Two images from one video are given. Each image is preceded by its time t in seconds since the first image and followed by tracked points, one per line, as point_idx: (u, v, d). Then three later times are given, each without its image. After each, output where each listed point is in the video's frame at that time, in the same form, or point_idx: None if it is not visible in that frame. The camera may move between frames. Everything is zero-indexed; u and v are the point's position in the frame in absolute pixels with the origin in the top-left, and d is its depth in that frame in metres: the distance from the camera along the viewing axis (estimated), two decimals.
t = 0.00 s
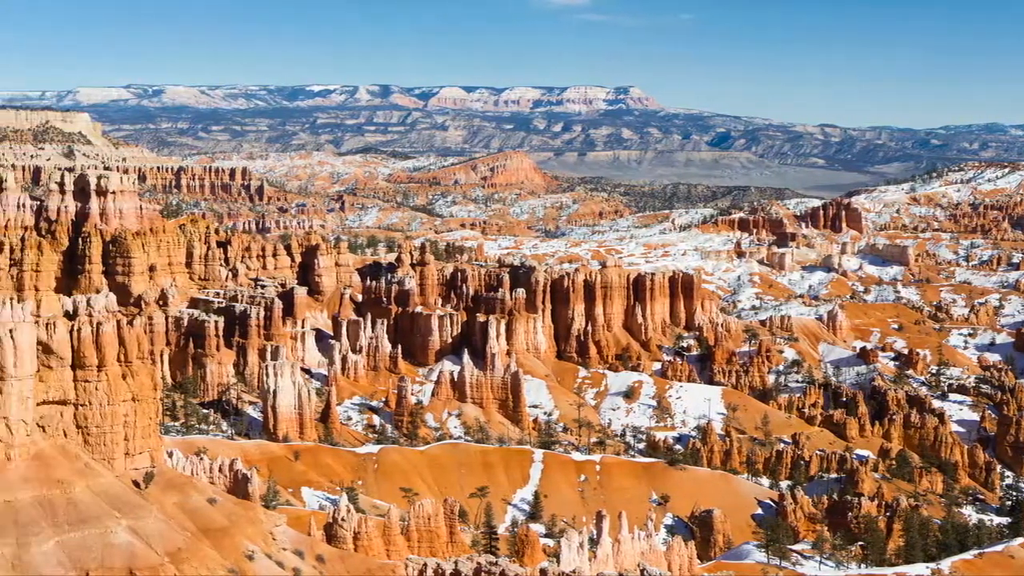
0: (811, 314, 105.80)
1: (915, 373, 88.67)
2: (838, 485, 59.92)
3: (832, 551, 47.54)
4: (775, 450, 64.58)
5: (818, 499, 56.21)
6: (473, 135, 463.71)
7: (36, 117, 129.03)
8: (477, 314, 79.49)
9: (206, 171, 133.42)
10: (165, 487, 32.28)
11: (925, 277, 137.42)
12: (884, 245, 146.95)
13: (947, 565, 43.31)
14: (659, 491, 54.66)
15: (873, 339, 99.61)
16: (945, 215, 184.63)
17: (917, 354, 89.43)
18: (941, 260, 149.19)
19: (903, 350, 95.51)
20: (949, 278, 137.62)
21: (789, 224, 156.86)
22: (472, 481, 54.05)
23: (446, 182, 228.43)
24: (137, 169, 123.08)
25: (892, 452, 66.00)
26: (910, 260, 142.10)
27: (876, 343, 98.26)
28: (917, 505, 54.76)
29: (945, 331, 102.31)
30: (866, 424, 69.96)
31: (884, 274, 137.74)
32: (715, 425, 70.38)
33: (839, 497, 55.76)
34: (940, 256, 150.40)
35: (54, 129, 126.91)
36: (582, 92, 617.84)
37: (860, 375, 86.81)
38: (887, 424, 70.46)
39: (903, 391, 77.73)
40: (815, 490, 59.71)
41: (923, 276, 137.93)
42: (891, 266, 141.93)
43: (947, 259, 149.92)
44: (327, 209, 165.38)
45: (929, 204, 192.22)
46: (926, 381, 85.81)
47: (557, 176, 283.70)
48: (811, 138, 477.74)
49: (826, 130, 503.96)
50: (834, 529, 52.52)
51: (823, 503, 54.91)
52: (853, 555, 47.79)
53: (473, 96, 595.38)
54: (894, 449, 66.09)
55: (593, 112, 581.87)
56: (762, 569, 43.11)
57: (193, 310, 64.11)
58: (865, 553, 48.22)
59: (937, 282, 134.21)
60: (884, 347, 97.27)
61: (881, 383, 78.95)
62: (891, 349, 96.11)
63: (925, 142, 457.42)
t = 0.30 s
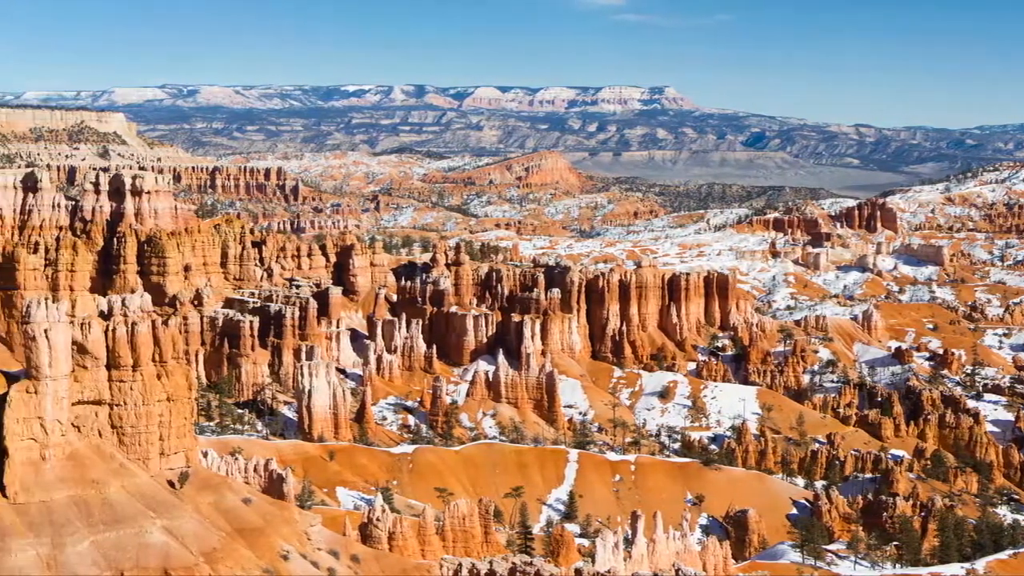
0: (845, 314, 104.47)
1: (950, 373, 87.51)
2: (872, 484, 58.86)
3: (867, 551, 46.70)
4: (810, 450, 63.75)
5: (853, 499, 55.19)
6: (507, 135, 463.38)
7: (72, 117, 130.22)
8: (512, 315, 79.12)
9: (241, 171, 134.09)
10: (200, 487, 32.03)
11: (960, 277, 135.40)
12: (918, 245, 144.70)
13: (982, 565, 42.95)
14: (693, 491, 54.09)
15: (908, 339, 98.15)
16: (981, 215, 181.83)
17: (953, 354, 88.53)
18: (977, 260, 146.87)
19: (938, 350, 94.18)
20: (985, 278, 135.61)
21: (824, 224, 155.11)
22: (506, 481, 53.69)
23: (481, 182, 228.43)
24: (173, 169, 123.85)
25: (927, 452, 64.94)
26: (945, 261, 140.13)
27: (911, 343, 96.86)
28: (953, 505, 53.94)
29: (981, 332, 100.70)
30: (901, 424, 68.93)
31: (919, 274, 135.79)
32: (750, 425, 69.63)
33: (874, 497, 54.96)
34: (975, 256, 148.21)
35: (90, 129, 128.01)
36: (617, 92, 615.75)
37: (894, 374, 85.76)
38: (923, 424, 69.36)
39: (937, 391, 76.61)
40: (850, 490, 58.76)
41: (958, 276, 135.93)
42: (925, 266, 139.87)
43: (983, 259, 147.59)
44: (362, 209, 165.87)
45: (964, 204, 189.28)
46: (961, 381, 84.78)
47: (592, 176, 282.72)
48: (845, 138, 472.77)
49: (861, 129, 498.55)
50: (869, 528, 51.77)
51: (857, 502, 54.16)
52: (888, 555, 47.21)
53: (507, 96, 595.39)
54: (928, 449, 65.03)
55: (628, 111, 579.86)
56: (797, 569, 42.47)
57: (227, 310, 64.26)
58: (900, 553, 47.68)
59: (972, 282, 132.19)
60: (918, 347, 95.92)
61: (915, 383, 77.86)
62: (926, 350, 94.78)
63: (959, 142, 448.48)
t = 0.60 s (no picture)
0: (880, 314, 103.07)
1: (986, 372, 86.06)
2: (907, 484, 58.07)
3: (902, 551, 46.07)
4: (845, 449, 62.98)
5: (888, 498, 54.38)
6: (541, 134, 462.66)
7: (107, 117, 131.34)
8: (547, 315, 78.72)
9: (276, 170, 134.65)
10: (235, 486, 31.87)
11: (995, 277, 133.29)
12: (953, 245, 142.72)
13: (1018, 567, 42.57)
14: (728, 491, 53.50)
15: (943, 339, 96.62)
16: (1019, 215, 178.89)
17: (988, 354, 86.92)
18: (1014, 260, 144.45)
19: (973, 350, 92.74)
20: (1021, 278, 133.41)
21: (858, 224, 153.30)
22: (541, 481, 53.30)
23: (516, 182, 228.15)
24: (207, 169, 124.58)
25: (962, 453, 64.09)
26: (981, 261, 137.93)
27: (946, 343, 95.37)
28: (990, 505, 53.12)
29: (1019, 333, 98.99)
30: (936, 424, 67.99)
31: (954, 274, 133.68)
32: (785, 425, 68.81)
33: (909, 496, 54.16)
34: (1012, 257, 145.82)
35: (125, 129, 129.13)
36: (652, 92, 613.12)
37: (929, 375, 84.98)
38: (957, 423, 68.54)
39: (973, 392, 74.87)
40: (884, 490, 57.93)
41: (993, 276, 133.83)
42: (960, 266, 137.79)
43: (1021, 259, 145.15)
44: (397, 209, 166.25)
45: (999, 204, 186.32)
46: (997, 381, 83.42)
47: (626, 176, 281.55)
48: (881, 138, 467.47)
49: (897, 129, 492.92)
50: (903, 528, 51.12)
51: (892, 502, 53.40)
52: (923, 555, 46.54)
53: (542, 96, 594.75)
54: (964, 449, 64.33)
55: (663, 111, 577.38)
56: (832, 569, 41.75)
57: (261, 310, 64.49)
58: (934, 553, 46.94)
59: (1008, 282, 130.09)
60: (953, 347, 94.47)
61: (950, 382, 76.69)
62: (961, 349, 93.33)
63: (996, 142, 441.48)
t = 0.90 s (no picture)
0: (915, 314, 101.67)
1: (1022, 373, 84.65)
2: (942, 484, 57.20)
3: (938, 551, 45.40)
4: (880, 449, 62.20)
5: (925, 498, 53.67)
6: (576, 134, 461.34)
7: (143, 117, 132.29)
8: (582, 315, 78.29)
9: (311, 170, 135.07)
10: (270, 486, 31.82)
11: None
12: (989, 245, 140.61)
13: None
14: (763, 491, 52.93)
15: (978, 339, 95.16)
16: None
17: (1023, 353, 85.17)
18: None
19: (1010, 351, 91.37)
20: None
21: (894, 224, 151.04)
22: (576, 481, 52.92)
23: (551, 182, 227.48)
24: (242, 169, 125.20)
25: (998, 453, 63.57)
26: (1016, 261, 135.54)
27: (982, 343, 93.95)
28: None
29: None
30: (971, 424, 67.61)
31: (989, 274, 131.55)
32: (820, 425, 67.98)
33: (944, 496, 53.36)
34: None
35: (159, 129, 130.02)
36: (687, 92, 609.33)
37: (964, 374, 83.74)
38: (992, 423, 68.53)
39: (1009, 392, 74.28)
40: (919, 489, 57.13)
41: None
42: (996, 266, 135.53)
43: None
44: (431, 209, 166.35)
45: None
46: None
47: (661, 176, 280.02)
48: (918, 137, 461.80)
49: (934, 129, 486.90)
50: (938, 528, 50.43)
51: (929, 502, 52.62)
52: (958, 555, 45.73)
53: (577, 96, 593.35)
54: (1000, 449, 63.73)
55: (698, 110, 573.96)
56: (867, 570, 41.20)
57: (297, 310, 64.69)
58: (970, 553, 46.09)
59: None
60: (989, 347, 93.02)
61: (986, 383, 75.83)
62: (997, 350, 91.95)
63: None
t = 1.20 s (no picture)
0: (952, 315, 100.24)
1: None
2: (977, 484, 56.30)
3: (973, 551, 44.60)
4: (915, 449, 61.34)
5: (961, 498, 52.87)
6: (610, 134, 459.93)
7: (179, 117, 133.22)
8: (616, 315, 77.79)
9: (345, 170, 135.50)
10: (305, 486, 31.78)
11: None
12: None
13: None
14: (798, 491, 52.23)
15: (1015, 339, 93.63)
16: None
17: None
18: None
19: None
20: None
21: (930, 224, 148.37)
22: (610, 481, 52.50)
23: (585, 182, 226.69)
24: (276, 169, 125.78)
25: None
26: None
27: (1018, 343, 92.42)
28: None
29: None
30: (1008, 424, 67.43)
31: None
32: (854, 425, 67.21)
33: (980, 497, 52.45)
34: None
35: (195, 129, 131.05)
36: (722, 92, 605.56)
37: (1000, 375, 82.59)
38: None
39: None
40: (954, 489, 56.25)
41: None
42: None
43: None
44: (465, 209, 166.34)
45: None
46: None
47: (696, 176, 278.30)
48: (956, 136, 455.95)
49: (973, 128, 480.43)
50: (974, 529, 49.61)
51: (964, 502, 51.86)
52: (993, 555, 44.64)
53: (612, 96, 591.61)
54: None
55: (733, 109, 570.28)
56: (902, 570, 40.60)
57: (332, 310, 64.77)
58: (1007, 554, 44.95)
59: None
60: None
61: None
62: None
63: None
